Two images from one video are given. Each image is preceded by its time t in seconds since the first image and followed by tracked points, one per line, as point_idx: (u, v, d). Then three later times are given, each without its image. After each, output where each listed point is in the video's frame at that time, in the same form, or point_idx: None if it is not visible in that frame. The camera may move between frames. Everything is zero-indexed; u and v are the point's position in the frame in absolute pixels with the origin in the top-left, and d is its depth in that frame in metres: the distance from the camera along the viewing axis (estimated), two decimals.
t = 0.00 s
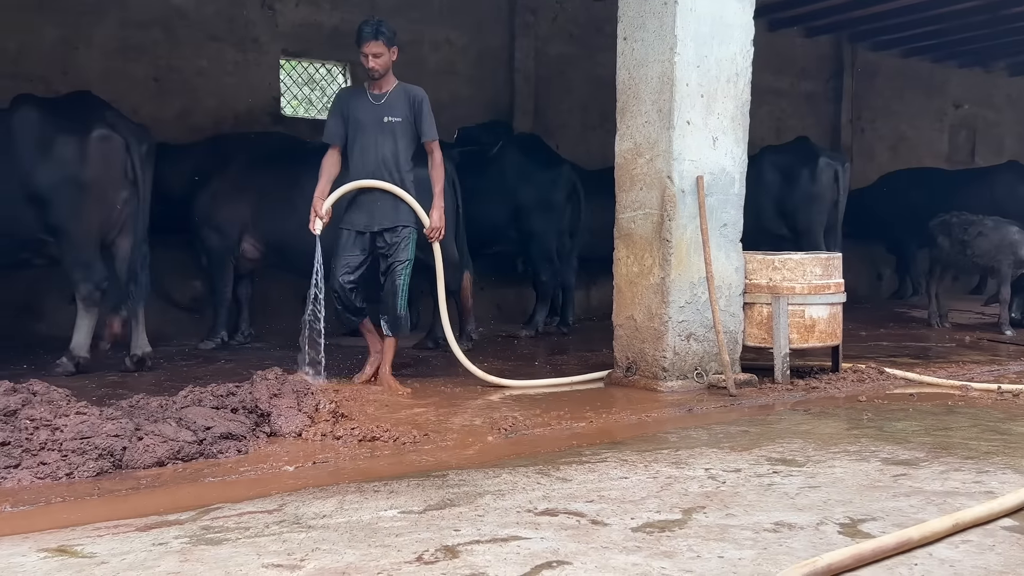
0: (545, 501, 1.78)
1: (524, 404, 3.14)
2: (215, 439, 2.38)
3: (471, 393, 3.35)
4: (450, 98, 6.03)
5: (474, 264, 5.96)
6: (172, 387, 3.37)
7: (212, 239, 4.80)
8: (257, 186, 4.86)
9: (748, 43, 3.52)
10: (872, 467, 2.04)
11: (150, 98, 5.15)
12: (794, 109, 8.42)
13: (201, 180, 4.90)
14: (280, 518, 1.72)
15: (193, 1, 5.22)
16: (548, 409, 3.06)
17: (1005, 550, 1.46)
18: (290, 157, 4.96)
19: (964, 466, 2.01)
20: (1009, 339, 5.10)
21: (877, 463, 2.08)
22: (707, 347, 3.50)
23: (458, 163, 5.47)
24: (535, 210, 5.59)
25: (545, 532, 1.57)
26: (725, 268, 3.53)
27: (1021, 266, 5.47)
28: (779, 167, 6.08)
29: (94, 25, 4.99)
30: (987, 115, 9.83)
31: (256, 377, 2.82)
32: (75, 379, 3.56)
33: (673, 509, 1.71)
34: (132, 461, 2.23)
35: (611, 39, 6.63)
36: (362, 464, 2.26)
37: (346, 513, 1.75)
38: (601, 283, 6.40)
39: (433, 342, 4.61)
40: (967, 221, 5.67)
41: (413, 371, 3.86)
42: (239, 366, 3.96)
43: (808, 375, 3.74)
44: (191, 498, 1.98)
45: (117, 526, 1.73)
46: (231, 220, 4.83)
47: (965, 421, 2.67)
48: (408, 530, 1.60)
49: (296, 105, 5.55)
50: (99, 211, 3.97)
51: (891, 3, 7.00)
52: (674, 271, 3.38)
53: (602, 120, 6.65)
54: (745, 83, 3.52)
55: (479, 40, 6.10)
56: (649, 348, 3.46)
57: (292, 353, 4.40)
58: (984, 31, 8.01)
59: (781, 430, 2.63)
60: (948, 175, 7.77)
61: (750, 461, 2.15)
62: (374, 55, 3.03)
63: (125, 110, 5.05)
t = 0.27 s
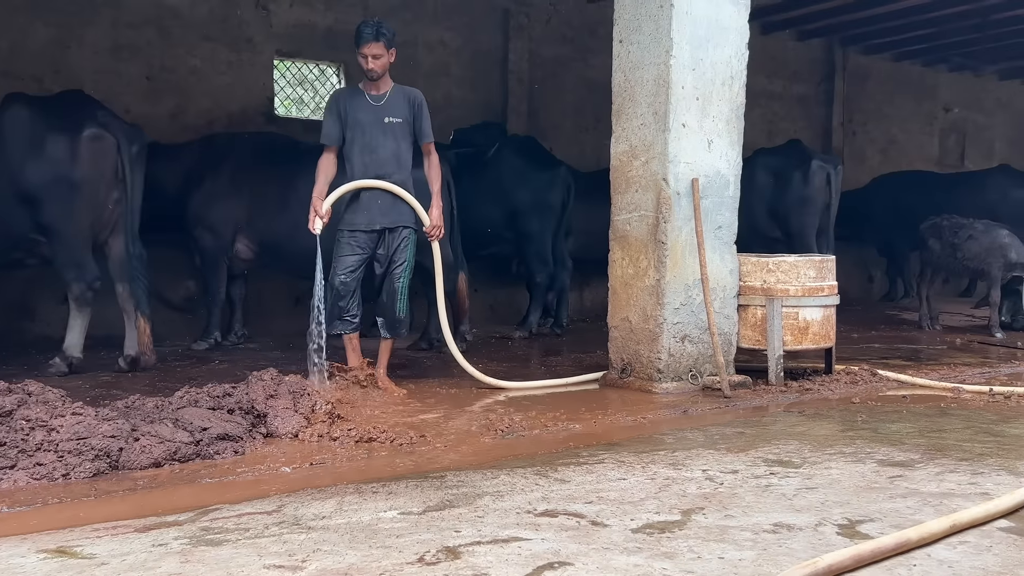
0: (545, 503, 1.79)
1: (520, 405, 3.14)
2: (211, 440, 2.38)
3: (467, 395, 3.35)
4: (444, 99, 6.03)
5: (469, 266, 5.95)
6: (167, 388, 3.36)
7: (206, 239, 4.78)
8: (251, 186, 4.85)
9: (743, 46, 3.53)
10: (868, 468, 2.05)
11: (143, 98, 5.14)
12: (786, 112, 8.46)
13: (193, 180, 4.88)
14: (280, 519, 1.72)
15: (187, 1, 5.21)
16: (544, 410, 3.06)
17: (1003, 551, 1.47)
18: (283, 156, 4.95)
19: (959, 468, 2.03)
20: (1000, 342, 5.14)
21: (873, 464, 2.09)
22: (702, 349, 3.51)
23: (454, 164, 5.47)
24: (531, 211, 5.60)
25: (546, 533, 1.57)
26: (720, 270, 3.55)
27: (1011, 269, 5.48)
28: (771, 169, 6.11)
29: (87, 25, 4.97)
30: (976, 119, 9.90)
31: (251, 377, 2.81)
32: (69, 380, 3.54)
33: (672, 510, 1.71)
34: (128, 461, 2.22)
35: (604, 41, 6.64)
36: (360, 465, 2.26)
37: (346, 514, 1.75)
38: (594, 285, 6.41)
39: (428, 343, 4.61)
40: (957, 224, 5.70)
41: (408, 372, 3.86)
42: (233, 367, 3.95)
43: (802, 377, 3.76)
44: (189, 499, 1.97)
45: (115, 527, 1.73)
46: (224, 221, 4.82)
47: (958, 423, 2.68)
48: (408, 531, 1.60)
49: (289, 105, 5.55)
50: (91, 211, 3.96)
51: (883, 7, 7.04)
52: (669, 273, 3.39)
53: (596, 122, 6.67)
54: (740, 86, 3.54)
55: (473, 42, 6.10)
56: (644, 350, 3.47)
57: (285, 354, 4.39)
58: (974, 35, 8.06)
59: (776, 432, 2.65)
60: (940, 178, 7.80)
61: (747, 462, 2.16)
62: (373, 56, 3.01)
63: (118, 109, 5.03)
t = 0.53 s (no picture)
0: (489, 511, 1.78)
1: (467, 413, 3.12)
2: (149, 450, 2.32)
3: (414, 402, 3.32)
4: (393, 104, 6.00)
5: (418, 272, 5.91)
6: (104, 396, 3.27)
7: (147, 242, 4.68)
8: (195, 189, 4.76)
9: (689, 56, 3.57)
10: (808, 474, 2.08)
11: (83, 98, 5.01)
12: (732, 122, 8.60)
13: (133, 183, 4.78)
14: (218, 531, 1.68)
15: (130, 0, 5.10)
16: (492, 418, 3.06)
17: (935, 555, 1.50)
18: (228, 159, 4.86)
19: (895, 473, 2.07)
20: (936, 349, 5.28)
21: (813, 470, 2.13)
22: (648, 355, 3.54)
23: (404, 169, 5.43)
24: (482, 217, 5.58)
25: (489, 543, 1.57)
26: (666, 277, 3.58)
27: (948, 278, 5.65)
28: (716, 178, 6.21)
29: (25, 22, 4.83)
30: (914, 131, 10.18)
31: (191, 385, 2.75)
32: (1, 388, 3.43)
33: (616, 518, 1.72)
34: (61, 472, 2.16)
35: (554, 48, 6.67)
36: (303, 475, 2.22)
37: (286, 525, 1.71)
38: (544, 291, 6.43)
39: (375, 349, 4.55)
40: (896, 233, 5.87)
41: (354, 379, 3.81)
42: (174, 374, 3.86)
43: (746, 383, 3.81)
44: (124, 511, 1.92)
45: (45, 541, 1.67)
46: (166, 224, 4.71)
47: (896, 428, 2.74)
48: (349, 542, 1.58)
49: (235, 107, 5.46)
50: (24, 213, 3.85)
51: (826, 21, 7.19)
52: (616, 280, 3.41)
53: (546, 129, 6.69)
54: (686, 96, 3.58)
55: (423, 47, 6.08)
56: (591, 356, 3.48)
57: (229, 361, 4.31)
58: (913, 50, 8.29)
59: (720, 438, 2.68)
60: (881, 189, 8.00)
61: (690, 469, 2.18)
62: (316, 56, 2.99)
63: (56, 109, 4.90)
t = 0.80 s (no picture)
0: (374, 532, 1.73)
1: (363, 428, 3.06)
2: (15, 473, 2.19)
3: (308, 418, 3.23)
4: (295, 111, 5.88)
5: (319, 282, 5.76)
6: None
7: (25, 251, 4.43)
8: (80, 196, 4.54)
9: (588, 73, 3.61)
10: (695, 486, 2.11)
11: None
12: (635, 137, 8.76)
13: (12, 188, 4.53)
14: (81, 560, 1.59)
15: None
16: (388, 433, 3.01)
17: (811, 567, 1.53)
18: (117, 165, 4.66)
19: (779, 484, 2.12)
20: (826, 360, 5.47)
21: (701, 482, 2.16)
22: (548, 368, 3.53)
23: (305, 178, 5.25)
24: (386, 228, 5.44)
25: (371, 565, 1.52)
26: (565, 290, 3.58)
27: (836, 291, 5.85)
28: (619, 193, 6.32)
29: None
30: (807, 150, 10.60)
31: (66, 403, 2.60)
32: None
33: (503, 535, 1.70)
34: None
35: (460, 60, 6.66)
36: (182, 496, 2.13)
37: (158, 551, 1.63)
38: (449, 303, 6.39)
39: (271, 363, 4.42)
40: (789, 248, 6.08)
41: (248, 394, 3.69)
42: (53, 390, 3.66)
43: (643, 394, 3.86)
44: None
45: None
46: (49, 232, 4.48)
47: (783, 439, 2.82)
48: (223, 569, 1.51)
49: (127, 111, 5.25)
50: None
51: (724, 41, 7.42)
52: (516, 293, 3.39)
53: (452, 140, 6.67)
54: (585, 112, 3.61)
55: (326, 54, 5.98)
56: (491, 369, 3.45)
57: (115, 376, 4.12)
58: (806, 72, 8.62)
59: (614, 450, 2.70)
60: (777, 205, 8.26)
61: (582, 483, 2.18)
62: (188, 57, 2.87)
63: None
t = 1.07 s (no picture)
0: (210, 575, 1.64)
1: (217, 459, 2.91)
2: None
3: (157, 448, 3.05)
4: (157, 122, 5.62)
5: (180, 301, 5.52)
6: None
7: None
8: None
9: (457, 93, 3.59)
10: (552, 512, 2.10)
11: None
12: (513, 158, 8.83)
13: None
14: None
15: None
16: (243, 463, 2.87)
17: None
18: None
19: (634, 508, 2.14)
20: (692, 379, 5.63)
21: (558, 508, 2.15)
22: (416, 391, 3.45)
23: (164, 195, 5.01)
24: (252, 247, 5.26)
25: None
26: (434, 312, 3.51)
27: (703, 312, 6.04)
28: (495, 214, 6.34)
29: None
30: (679, 174, 10.97)
31: None
32: None
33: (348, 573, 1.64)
34: None
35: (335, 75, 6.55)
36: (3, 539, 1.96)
37: None
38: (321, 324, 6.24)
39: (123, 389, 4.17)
40: (658, 270, 6.25)
41: (94, 423, 3.47)
42: None
43: (512, 416, 3.85)
44: None
45: None
46: None
47: (644, 460, 2.85)
48: None
49: None
50: None
51: (599, 66, 7.59)
52: (383, 315, 3.30)
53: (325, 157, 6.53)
54: (454, 132, 3.59)
55: (192, 64, 5.76)
56: (356, 394, 3.35)
57: None
58: (676, 99, 8.93)
59: (477, 476, 2.66)
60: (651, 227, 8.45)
61: (438, 513, 2.14)
62: (6, 66, 2.74)
63: None
